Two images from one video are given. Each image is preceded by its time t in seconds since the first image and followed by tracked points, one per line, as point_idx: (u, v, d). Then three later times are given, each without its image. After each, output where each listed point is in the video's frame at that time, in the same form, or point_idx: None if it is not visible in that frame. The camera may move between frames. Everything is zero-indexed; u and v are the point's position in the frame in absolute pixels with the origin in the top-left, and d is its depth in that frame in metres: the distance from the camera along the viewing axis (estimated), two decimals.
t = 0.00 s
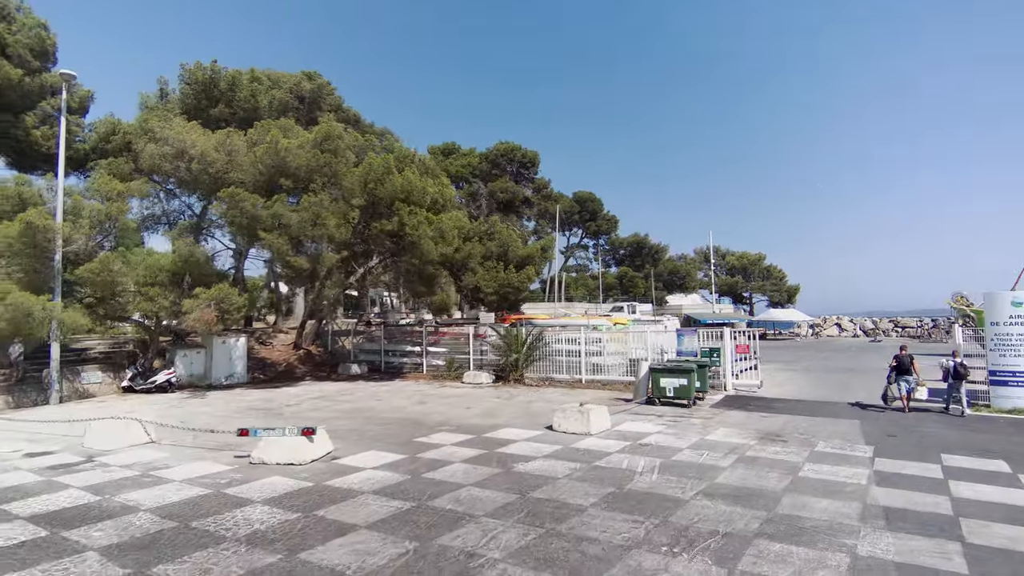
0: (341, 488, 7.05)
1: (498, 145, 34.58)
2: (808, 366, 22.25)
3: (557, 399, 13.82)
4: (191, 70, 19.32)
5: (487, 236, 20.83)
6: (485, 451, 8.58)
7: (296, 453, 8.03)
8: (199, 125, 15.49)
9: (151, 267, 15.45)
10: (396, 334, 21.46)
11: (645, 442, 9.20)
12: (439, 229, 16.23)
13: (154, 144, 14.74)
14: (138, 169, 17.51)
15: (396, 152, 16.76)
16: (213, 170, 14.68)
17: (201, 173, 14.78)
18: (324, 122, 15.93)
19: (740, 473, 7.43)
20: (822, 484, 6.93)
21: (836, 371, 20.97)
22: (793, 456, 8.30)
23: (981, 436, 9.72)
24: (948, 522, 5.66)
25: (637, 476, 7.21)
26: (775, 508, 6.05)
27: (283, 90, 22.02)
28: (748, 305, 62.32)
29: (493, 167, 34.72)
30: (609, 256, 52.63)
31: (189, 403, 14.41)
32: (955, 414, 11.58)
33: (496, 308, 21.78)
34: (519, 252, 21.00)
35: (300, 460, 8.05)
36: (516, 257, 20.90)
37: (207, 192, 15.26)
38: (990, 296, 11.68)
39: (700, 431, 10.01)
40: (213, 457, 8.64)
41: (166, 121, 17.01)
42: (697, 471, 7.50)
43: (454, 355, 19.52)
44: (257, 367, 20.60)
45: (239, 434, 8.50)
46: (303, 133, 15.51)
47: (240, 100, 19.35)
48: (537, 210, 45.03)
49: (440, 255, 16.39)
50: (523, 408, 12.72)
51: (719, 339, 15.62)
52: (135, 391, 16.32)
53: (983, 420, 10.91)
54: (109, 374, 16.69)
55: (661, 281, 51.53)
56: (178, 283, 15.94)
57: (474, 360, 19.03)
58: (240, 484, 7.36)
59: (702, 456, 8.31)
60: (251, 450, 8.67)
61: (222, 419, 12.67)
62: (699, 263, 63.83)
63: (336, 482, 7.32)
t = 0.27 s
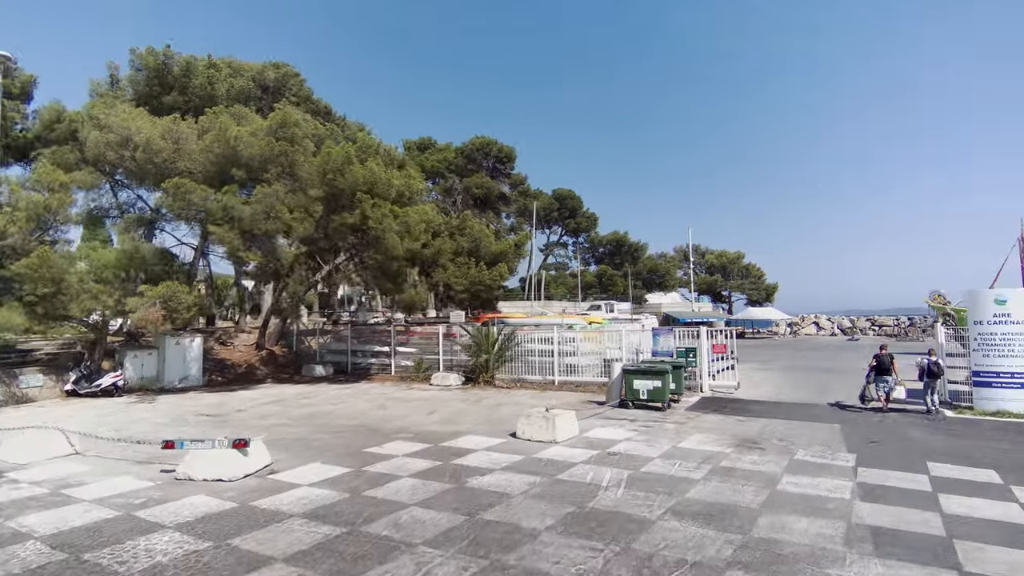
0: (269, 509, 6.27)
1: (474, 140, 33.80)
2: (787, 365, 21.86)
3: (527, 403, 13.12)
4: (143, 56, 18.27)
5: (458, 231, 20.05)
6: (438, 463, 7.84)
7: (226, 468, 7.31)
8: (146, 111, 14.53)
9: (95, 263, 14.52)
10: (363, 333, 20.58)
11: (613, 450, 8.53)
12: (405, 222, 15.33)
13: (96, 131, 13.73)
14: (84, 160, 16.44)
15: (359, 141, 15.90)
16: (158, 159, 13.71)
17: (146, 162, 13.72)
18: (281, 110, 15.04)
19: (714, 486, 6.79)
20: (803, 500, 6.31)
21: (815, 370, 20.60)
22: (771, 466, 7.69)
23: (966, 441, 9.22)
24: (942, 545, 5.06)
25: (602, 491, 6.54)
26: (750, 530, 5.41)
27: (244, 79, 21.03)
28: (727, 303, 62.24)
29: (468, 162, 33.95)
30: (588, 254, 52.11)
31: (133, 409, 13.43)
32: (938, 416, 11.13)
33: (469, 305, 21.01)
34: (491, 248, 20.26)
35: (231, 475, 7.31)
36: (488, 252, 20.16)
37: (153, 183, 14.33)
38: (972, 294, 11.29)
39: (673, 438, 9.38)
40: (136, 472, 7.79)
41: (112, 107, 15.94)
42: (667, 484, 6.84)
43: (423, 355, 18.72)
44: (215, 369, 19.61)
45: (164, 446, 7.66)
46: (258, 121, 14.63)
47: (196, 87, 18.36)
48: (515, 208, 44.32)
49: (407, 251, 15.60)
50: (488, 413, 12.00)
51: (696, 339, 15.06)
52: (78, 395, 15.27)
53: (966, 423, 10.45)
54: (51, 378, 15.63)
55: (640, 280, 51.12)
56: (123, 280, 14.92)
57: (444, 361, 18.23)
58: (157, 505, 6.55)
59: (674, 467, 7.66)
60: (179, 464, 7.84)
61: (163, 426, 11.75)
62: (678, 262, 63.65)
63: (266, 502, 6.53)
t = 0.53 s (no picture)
0: (177, 537, 5.48)
1: (445, 135, 33.01)
2: (760, 366, 21.53)
3: (489, 408, 12.43)
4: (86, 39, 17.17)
5: (423, 227, 19.25)
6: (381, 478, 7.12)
7: (137, 489, 6.59)
8: (82, 96, 13.53)
9: (25, 260, 13.44)
10: (324, 334, 19.68)
11: (575, 461, 7.88)
12: (363, 218, 14.55)
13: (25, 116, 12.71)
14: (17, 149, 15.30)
15: (316, 131, 15.05)
16: (93, 148, 12.71)
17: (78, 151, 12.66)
18: (230, 97, 14.16)
19: (680, 502, 6.18)
20: (777, 518, 5.73)
21: (788, 371, 20.29)
22: (743, 478, 7.11)
23: (945, 446, 8.81)
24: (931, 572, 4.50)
25: (556, 510, 5.88)
26: (719, 557, 4.79)
27: (198, 67, 20.01)
28: (702, 303, 62.28)
29: (440, 158, 33.15)
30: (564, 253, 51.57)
31: (65, 417, 12.42)
32: (914, 420, 10.75)
33: (435, 305, 20.25)
34: (458, 245, 19.51)
35: (142, 496, 6.59)
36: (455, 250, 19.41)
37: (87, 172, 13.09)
38: (950, 293, 11.03)
39: (640, 446, 8.76)
40: (38, 493, 6.91)
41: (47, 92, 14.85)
42: (629, 500, 6.22)
43: (386, 358, 17.90)
44: (165, 373, 18.55)
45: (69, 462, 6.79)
46: (205, 108, 13.74)
47: (143, 74, 17.37)
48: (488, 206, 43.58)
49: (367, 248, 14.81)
50: (447, 419, 11.30)
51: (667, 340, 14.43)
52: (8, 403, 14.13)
53: (943, 427, 10.07)
54: None
55: (615, 279, 50.76)
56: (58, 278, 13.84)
57: (408, 363, 17.41)
58: (48, 534, 5.71)
59: (638, 480, 7.03)
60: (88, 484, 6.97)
61: (92, 437, 10.80)
62: (654, 262, 63.55)
63: (176, 528, 5.74)
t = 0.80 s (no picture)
0: (72, 571, 4.73)
1: (422, 130, 32.24)
2: (740, 368, 21.11)
3: (457, 413, 11.75)
4: (34, 22, 16.23)
5: (394, 223, 18.45)
6: (323, 497, 6.39)
7: (43, 511, 5.80)
8: (21, 79, 12.64)
9: None
10: (289, 334, 18.84)
11: (541, 475, 7.22)
12: (326, 212, 13.79)
13: None
14: None
15: (277, 121, 14.32)
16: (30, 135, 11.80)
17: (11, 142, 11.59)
18: (183, 83, 13.37)
19: (652, 524, 5.55)
20: (758, 543, 5.13)
21: (769, 373, 19.89)
22: (722, 494, 6.50)
23: (934, 456, 8.33)
24: None
25: (512, 536, 5.22)
26: None
27: (158, 54, 19.08)
28: (683, 304, 62.12)
29: (417, 154, 32.37)
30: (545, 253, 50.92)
31: None
32: (900, 426, 10.29)
33: (407, 304, 19.45)
34: (431, 242, 18.77)
35: (48, 519, 5.81)
36: (428, 247, 18.65)
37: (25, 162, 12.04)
38: (936, 293, 10.57)
39: (612, 456, 8.14)
40: None
41: None
42: (596, 523, 5.57)
43: (353, 359, 17.13)
44: (118, 375, 17.58)
45: None
46: (155, 93, 12.88)
47: (95, 58, 16.46)
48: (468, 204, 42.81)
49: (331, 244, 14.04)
50: (410, 426, 10.58)
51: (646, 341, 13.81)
52: None
53: (930, 434, 9.62)
54: None
55: (597, 279, 50.22)
56: None
57: (377, 365, 16.64)
58: None
59: (608, 496, 6.39)
60: None
61: (22, 446, 9.92)
62: (635, 262, 63.28)
63: (76, 560, 4.98)
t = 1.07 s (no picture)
0: None
1: (395, 124, 31.43)
2: (718, 369, 20.71)
3: (420, 419, 11.07)
4: None
5: (360, 220, 17.64)
6: (252, 520, 5.67)
7: None
8: None
9: None
10: (250, 334, 17.95)
11: (501, 490, 6.58)
12: (281, 206, 12.97)
13: None
14: None
15: (232, 109, 13.65)
16: None
17: None
18: (128, 65, 12.53)
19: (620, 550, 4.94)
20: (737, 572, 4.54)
21: (747, 374, 19.51)
22: (697, 512, 5.93)
23: (921, 465, 7.87)
24: None
25: (460, 567, 4.58)
26: None
27: (110, 40, 18.16)
28: (662, 304, 61.92)
29: (390, 149, 31.55)
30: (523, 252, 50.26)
31: None
32: (883, 431, 9.86)
33: (374, 304, 18.64)
34: (399, 239, 18.00)
35: None
36: (396, 244, 17.87)
37: None
38: (920, 293, 10.18)
39: (580, 468, 7.54)
40: None
41: None
42: (556, 550, 4.94)
43: (316, 361, 16.33)
44: (65, 379, 16.53)
45: None
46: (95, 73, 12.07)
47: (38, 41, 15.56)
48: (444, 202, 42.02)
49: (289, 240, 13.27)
50: (368, 435, 9.86)
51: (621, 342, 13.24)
52: None
53: (915, 440, 9.19)
54: None
55: (575, 279, 49.70)
56: None
57: (342, 367, 15.83)
58: None
59: (572, 516, 5.78)
60: None
61: None
62: (614, 262, 62.98)
63: None
